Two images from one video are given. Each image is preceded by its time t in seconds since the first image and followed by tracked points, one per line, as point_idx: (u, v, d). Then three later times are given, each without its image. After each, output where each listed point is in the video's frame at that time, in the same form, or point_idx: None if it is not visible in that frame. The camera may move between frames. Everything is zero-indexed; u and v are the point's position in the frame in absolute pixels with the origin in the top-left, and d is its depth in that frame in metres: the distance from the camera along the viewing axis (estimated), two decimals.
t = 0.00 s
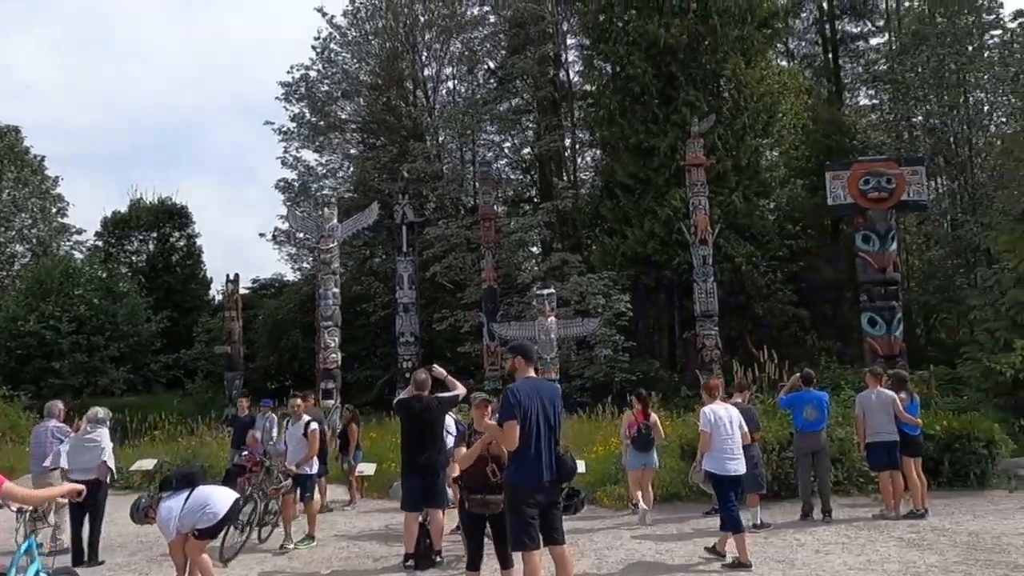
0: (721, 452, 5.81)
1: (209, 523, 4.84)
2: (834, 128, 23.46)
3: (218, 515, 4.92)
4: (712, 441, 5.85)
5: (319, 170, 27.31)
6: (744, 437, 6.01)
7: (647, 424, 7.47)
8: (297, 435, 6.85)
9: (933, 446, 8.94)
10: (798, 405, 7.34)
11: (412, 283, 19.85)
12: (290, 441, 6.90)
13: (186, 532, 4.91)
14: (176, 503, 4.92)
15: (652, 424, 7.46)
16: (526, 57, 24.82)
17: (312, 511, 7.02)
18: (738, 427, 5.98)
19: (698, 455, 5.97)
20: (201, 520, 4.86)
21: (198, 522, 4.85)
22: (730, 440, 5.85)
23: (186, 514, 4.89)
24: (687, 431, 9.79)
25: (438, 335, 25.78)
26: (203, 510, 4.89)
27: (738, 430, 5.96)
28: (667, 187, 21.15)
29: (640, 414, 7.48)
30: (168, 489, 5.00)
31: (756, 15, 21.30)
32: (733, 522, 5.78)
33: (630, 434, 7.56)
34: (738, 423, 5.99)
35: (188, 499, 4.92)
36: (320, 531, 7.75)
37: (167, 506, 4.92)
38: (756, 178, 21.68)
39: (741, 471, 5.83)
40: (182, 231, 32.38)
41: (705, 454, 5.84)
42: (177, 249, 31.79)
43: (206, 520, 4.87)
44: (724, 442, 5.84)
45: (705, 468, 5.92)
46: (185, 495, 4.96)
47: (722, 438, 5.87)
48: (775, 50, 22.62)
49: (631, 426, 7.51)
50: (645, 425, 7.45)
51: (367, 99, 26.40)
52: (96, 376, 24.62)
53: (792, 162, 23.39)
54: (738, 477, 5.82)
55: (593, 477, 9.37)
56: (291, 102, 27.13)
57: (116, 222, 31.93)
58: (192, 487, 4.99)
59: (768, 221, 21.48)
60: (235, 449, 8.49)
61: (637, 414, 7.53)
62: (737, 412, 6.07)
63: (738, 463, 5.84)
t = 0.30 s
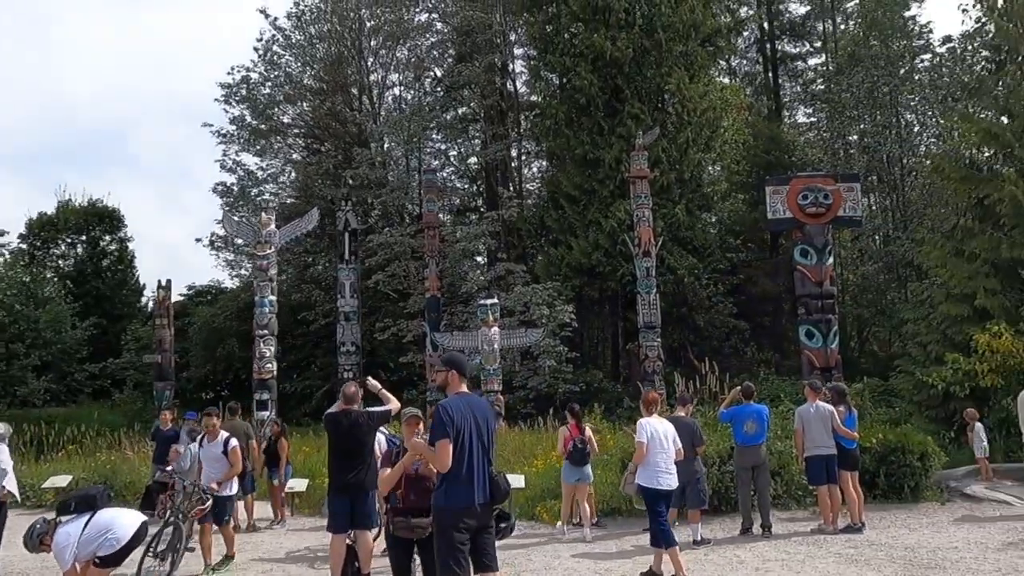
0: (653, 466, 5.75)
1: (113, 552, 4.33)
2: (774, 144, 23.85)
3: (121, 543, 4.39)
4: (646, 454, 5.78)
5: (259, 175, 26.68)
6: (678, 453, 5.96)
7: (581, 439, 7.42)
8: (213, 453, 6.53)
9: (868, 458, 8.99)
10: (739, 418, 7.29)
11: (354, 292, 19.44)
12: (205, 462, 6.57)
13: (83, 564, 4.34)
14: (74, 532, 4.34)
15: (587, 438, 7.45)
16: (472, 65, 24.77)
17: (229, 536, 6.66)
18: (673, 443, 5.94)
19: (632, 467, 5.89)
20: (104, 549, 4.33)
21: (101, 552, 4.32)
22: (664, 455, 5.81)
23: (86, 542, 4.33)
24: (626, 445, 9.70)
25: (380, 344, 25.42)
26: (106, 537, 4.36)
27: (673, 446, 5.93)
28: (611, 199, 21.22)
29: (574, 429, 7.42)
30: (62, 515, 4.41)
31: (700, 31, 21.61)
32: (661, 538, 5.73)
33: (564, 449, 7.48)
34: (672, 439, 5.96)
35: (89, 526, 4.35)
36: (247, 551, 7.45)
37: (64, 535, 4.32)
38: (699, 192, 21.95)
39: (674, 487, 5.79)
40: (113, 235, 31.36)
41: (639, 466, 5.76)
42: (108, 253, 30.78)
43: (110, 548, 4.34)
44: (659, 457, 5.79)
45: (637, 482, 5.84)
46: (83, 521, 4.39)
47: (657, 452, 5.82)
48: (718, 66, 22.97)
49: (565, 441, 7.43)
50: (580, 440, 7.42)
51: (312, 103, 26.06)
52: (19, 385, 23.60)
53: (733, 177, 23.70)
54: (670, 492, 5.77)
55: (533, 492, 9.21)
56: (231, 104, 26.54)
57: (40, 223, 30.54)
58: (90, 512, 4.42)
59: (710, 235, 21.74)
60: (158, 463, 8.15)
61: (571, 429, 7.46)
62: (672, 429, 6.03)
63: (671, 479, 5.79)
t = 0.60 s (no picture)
0: (631, 464, 5.75)
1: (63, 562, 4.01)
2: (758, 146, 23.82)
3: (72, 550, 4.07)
4: (625, 452, 5.78)
5: (241, 175, 26.43)
6: (655, 453, 5.95)
7: (549, 443, 7.56)
8: (185, 455, 6.30)
9: (854, 460, 8.90)
10: (724, 420, 7.16)
11: (336, 293, 19.24)
12: (171, 467, 6.31)
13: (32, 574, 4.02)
14: (22, 542, 4.04)
15: (555, 442, 7.57)
16: (457, 65, 24.66)
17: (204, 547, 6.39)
18: (652, 442, 5.94)
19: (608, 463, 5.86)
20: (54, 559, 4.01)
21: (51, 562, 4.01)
22: (642, 454, 5.80)
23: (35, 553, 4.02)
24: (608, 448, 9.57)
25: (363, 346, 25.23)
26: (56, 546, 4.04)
27: (652, 445, 5.93)
28: (596, 201, 21.14)
29: (542, 433, 7.56)
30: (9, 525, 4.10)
31: (684, 32, 21.59)
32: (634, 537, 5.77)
33: (534, 454, 7.61)
34: (651, 438, 5.95)
35: (38, 535, 4.04)
36: (221, 558, 7.26)
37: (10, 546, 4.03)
38: (683, 194, 21.91)
39: (651, 487, 5.80)
40: (92, 236, 31.01)
41: (616, 465, 5.76)
42: (88, 254, 30.43)
43: (59, 558, 4.02)
44: (638, 456, 5.79)
45: (614, 478, 5.85)
46: (30, 530, 4.07)
47: (636, 450, 5.81)
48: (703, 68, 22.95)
49: (533, 445, 7.57)
50: (548, 444, 7.55)
51: (295, 103, 25.85)
52: None
53: (718, 179, 23.65)
54: (647, 490, 5.79)
55: (514, 496, 9.01)
56: (212, 104, 26.32)
57: (17, 223, 30.05)
58: (38, 520, 4.10)
59: (695, 237, 21.69)
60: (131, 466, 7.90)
61: (539, 433, 7.61)
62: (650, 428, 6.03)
63: (649, 479, 5.80)
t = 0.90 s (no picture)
0: (603, 471, 5.70)
1: None
2: (740, 152, 23.81)
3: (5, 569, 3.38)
4: (595, 460, 5.72)
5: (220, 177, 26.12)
6: (630, 461, 5.89)
7: (520, 447, 7.39)
8: (159, 464, 6.10)
9: (837, 467, 8.77)
10: (706, 426, 7.00)
11: (316, 297, 19.01)
12: (141, 475, 6.06)
13: None
14: None
15: (528, 446, 7.40)
16: (440, 68, 24.53)
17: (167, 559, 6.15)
18: (627, 451, 5.87)
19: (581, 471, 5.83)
20: None
21: None
22: (614, 462, 5.73)
23: None
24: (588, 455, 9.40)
25: (344, 351, 24.98)
26: None
27: (627, 454, 5.86)
28: (579, 205, 21.03)
29: (513, 437, 7.39)
30: None
31: (667, 37, 21.55)
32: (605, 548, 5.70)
33: (504, 458, 7.46)
34: (627, 447, 5.88)
35: None
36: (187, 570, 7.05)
37: None
38: (666, 199, 21.86)
39: (624, 497, 5.71)
40: (67, 238, 30.55)
41: (588, 472, 5.71)
42: (63, 257, 29.97)
43: None
44: (609, 464, 5.72)
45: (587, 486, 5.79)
46: None
47: (607, 458, 5.75)
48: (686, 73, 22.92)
49: (504, 449, 7.41)
50: (520, 447, 7.38)
51: (276, 105, 25.61)
52: None
53: (701, 184, 23.62)
54: (619, 499, 5.72)
55: (492, 503, 8.78)
56: (192, 105, 26.04)
57: None
58: None
59: (677, 241, 21.62)
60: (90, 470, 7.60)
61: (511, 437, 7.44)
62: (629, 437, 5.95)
63: (621, 488, 5.72)
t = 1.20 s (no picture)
0: (565, 477, 5.59)
1: None
2: (723, 154, 23.74)
3: None
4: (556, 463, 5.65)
5: (198, 176, 25.73)
6: (600, 466, 5.72)
7: (494, 453, 7.23)
8: (112, 468, 5.88)
9: (818, 469, 8.62)
10: (684, 429, 6.83)
11: (295, 297, 18.72)
12: (92, 479, 5.84)
13: None
14: None
15: (500, 453, 7.25)
16: (423, 69, 24.30)
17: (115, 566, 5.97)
18: (596, 454, 5.72)
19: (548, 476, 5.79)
20: None
21: None
22: (575, 465, 5.61)
23: None
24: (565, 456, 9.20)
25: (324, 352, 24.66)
26: None
27: (596, 458, 5.71)
28: (561, 206, 20.87)
29: (486, 443, 7.21)
30: None
31: (651, 38, 21.43)
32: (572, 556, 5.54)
33: (477, 463, 7.30)
34: (594, 451, 5.72)
35: None
36: None
37: None
38: (648, 201, 21.70)
39: (588, 503, 5.55)
40: (42, 238, 30.05)
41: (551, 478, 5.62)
42: (37, 257, 29.47)
43: None
44: (569, 468, 5.62)
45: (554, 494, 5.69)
46: None
47: (569, 461, 5.66)
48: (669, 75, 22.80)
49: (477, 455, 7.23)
50: (493, 454, 7.22)
51: (257, 104, 25.27)
52: None
53: (683, 186, 23.51)
54: (584, 506, 5.56)
55: (466, 508, 8.52)
56: (170, 103, 25.66)
57: None
58: None
59: (660, 243, 21.48)
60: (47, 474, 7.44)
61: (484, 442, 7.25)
62: (599, 441, 5.79)
63: (584, 492, 5.57)
